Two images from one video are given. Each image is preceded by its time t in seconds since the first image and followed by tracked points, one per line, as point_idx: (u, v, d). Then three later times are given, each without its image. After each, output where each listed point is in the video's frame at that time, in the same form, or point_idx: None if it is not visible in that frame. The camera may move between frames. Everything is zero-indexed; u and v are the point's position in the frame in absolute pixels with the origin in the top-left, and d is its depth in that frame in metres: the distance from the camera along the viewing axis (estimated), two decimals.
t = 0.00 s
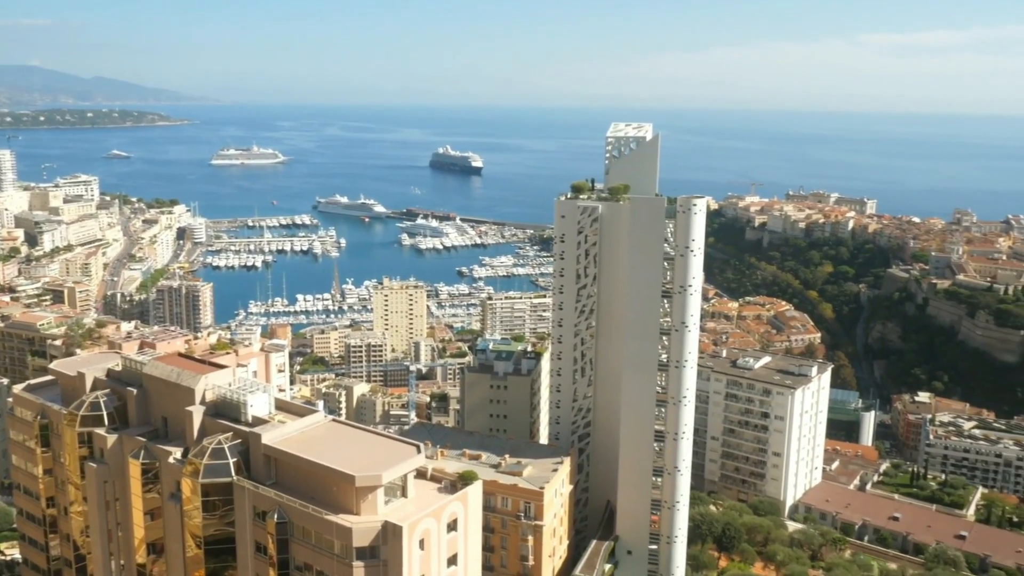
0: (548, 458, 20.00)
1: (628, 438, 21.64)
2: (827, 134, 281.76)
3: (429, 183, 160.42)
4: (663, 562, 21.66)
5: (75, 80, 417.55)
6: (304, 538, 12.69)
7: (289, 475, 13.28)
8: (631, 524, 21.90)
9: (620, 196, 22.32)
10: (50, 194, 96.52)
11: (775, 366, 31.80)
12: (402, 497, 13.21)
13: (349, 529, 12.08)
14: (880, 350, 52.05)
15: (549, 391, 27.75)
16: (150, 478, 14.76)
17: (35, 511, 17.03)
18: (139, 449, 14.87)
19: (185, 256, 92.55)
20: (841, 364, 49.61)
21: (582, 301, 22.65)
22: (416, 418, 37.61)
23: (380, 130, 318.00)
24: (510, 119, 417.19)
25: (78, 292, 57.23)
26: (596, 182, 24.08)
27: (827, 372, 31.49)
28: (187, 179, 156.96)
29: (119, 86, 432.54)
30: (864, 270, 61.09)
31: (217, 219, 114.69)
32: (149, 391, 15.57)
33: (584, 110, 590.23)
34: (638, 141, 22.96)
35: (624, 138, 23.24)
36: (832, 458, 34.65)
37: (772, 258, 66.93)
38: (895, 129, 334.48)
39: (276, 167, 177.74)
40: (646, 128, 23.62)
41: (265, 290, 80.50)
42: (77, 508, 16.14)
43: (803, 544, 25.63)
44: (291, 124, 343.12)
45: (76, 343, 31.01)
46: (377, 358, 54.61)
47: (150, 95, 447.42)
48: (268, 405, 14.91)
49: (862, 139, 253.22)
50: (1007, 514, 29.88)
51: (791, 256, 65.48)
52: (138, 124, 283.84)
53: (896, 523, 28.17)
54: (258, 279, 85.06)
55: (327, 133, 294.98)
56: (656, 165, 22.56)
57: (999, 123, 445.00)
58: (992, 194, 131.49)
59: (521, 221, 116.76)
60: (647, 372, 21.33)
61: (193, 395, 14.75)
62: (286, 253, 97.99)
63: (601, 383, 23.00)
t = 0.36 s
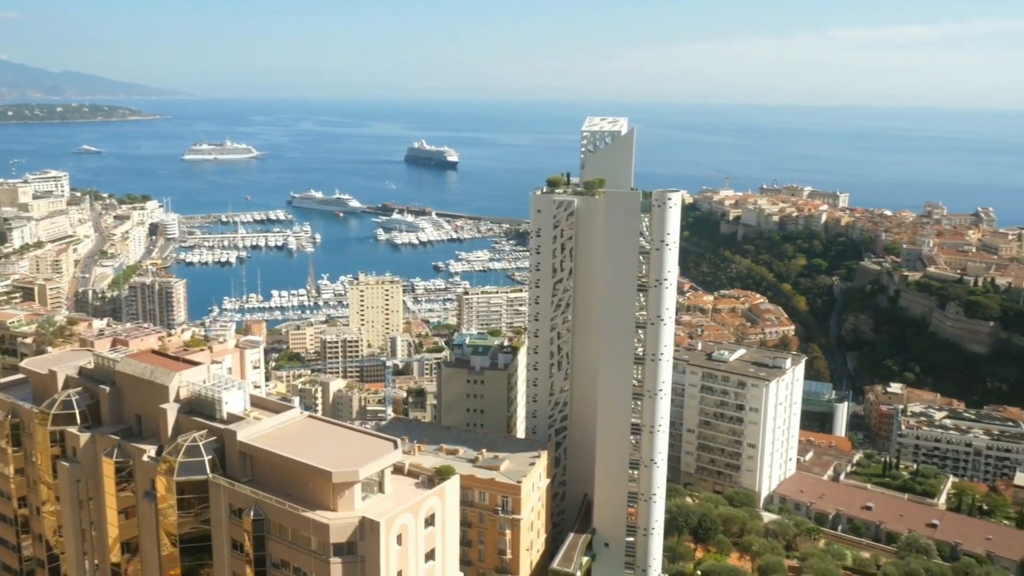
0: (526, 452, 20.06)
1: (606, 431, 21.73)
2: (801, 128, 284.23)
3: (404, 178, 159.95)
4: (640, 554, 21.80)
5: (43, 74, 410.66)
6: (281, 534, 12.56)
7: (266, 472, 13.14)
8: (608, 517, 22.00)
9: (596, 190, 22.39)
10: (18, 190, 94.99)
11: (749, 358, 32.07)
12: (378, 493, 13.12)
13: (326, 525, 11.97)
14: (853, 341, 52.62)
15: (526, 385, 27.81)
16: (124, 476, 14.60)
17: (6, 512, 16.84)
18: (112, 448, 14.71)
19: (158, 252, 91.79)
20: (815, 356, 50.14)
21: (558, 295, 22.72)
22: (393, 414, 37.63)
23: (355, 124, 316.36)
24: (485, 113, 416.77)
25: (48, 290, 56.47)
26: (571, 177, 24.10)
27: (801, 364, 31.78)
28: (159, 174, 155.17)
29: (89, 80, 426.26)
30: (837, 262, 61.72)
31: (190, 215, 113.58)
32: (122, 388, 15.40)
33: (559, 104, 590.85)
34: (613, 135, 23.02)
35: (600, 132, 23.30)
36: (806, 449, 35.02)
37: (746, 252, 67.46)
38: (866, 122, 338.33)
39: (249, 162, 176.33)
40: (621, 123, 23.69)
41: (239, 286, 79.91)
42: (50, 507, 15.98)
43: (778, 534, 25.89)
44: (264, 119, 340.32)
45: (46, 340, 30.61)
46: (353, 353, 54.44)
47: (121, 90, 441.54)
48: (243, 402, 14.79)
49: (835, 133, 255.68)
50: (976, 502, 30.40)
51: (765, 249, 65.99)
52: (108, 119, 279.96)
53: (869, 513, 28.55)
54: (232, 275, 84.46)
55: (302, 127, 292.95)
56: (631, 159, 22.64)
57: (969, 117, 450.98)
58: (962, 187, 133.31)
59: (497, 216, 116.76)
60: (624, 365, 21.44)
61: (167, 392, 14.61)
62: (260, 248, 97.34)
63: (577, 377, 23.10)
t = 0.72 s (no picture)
0: (498, 445, 20.10)
1: (578, 423, 21.83)
2: (769, 121, 286.75)
3: (374, 172, 159.15)
4: (613, 545, 21.92)
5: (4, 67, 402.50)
6: (252, 531, 12.40)
7: (236, 468, 12.95)
8: (581, 509, 22.09)
9: (567, 183, 22.44)
10: None
11: (720, 350, 32.36)
12: (351, 488, 12.98)
13: (298, 521, 11.83)
14: (821, 332, 53.30)
15: (499, 379, 27.83)
16: (92, 474, 14.39)
17: None
18: (80, 446, 14.49)
19: (125, 247, 90.61)
20: (784, 347, 50.69)
21: (530, 288, 22.77)
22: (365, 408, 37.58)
23: (325, 117, 314.12)
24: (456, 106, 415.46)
25: (12, 286, 55.57)
26: (542, 170, 24.12)
27: (770, 355, 32.12)
28: (125, 168, 152.98)
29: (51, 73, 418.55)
30: (805, 254, 62.42)
31: (157, 210, 112.17)
32: (90, 386, 15.18)
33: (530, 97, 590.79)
34: (584, 128, 23.07)
35: (570, 125, 23.33)
36: (776, 439, 35.43)
37: (716, 244, 68.00)
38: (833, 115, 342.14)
39: (217, 156, 174.43)
40: (592, 116, 23.73)
41: (208, 281, 79.14)
42: (17, 507, 15.74)
43: (749, 523, 26.19)
44: (231, 112, 336.58)
45: (9, 338, 30.14)
46: (324, 348, 54.17)
47: (85, 83, 434.17)
48: (212, 398, 14.60)
49: (803, 126, 258.27)
50: (942, 489, 30.95)
51: (735, 242, 66.57)
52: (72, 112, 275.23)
53: (837, 501, 28.96)
54: (201, 270, 83.63)
55: (270, 121, 290.50)
56: (602, 152, 22.69)
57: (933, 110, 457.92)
58: (927, 179, 135.30)
59: (468, 209, 116.60)
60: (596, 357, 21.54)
61: (135, 388, 14.43)
62: (229, 243, 96.46)
63: (550, 369, 23.16)
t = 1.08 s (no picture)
0: (468, 439, 20.14)
1: (546, 414, 21.94)
2: (734, 113, 289.29)
3: (341, 165, 158.09)
4: (582, 535, 22.11)
5: None
6: (221, 529, 12.26)
7: (203, 465, 12.75)
8: (550, 500, 22.22)
9: (535, 175, 22.43)
10: None
11: (687, 341, 32.65)
12: (320, 483, 12.84)
13: (267, 518, 11.70)
14: (786, 322, 54.10)
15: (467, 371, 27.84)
16: (55, 474, 14.17)
17: None
18: (41, 445, 14.24)
19: (86, 243, 89.16)
20: (750, 337, 51.27)
21: (498, 281, 22.77)
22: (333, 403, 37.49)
23: (290, 110, 311.18)
24: (422, 99, 413.73)
25: None
26: (510, 162, 24.08)
27: (736, 346, 32.46)
28: (85, 162, 150.32)
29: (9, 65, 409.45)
30: (770, 245, 63.15)
31: (119, 205, 110.47)
32: (51, 384, 14.95)
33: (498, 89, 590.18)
34: (551, 120, 23.08)
35: (537, 118, 23.33)
36: (743, 428, 35.87)
37: (682, 236, 68.55)
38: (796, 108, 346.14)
39: (181, 150, 172.11)
40: (559, 108, 23.74)
41: (172, 277, 78.19)
42: None
43: (717, 512, 26.53)
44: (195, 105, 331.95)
45: None
46: (291, 344, 53.81)
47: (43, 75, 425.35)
48: (179, 394, 14.41)
49: (768, 118, 260.99)
50: (905, 475, 31.57)
51: (701, 233, 67.08)
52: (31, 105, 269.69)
53: (802, 488, 29.42)
54: (165, 265, 82.61)
55: (235, 113, 287.07)
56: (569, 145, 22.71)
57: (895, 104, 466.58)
58: (889, 171, 137.42)
59: (436, 203, 116.36)
60: (564, 348, 21.62)
61: (98, 386, 14.21)
62: (194, 238, 95.35)
63: (519, 361, 23.22)
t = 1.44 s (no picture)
0: (442, 432, 20.14)
1: (520, 407, 21.98)
2: (706, 106, 290.87)
3: (312, 158, 156.88)
4: (557, 527, 22.18)
5: None
6: (193, 526, 12.14)
7: (174, 462, 12.59)
8: (525, 493, 22.28)
9: (507, 168, 22.44)
10: None
11: (659, 332, 32.84)
12: (293, 479, 12.73)
13: (240, 514, 11.59)
14: (757, 313, 54.67)
15: (442, 366, 27.81)
16: (23, 473, 13.95)
17: None
18: (8, 444, 14.01)
19: (53, 238, 87.79)
20: (721, 328, 51.71)
21: (472, 275, 22.75)
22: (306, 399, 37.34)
23: (260, 103, 308.08)
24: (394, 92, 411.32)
25: None
26: (482, 155, 24.03)
27: (708, 337, 32.70)
28: (51, 157, 147.86)
29: None
30: (741, 237, 63.67)
31: (85, 200, 108.81)
32: (18, 382, 14.69)
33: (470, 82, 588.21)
34: (523, 113, 23.08)
35: (510, 111, 23.31)
36: (715, 419, 36.20)
37: (655, 228, 68.86)
38: (767, 100, 348.66)
39: (149, 144, 169.84)
40: (531, 101, 23.71)
41: (141, 272, 77.27)
42: None
43: (690, 502, 26.79)
44: (162, 98, 327.33)
45: None
46: (263, 339, 53.42)
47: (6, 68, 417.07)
48: (149, 391, 14.22)
49: (738, 111, 262.82)
50: (874, 463, 32.06)
51: (673, 226, 67.45)
52: None
53: (774, 477, 29.78)
54: (134, 261, 81.61)
55: (204, 107, 283.66)
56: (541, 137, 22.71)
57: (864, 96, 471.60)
58: (857, 163, 138.98)
59: (408, 196, 115.92)
60: (538, 341, 21.66)
61: (66, 383, 13.99)
62: (163, 233, 94.26)
63: (492, 355, 23.24)
